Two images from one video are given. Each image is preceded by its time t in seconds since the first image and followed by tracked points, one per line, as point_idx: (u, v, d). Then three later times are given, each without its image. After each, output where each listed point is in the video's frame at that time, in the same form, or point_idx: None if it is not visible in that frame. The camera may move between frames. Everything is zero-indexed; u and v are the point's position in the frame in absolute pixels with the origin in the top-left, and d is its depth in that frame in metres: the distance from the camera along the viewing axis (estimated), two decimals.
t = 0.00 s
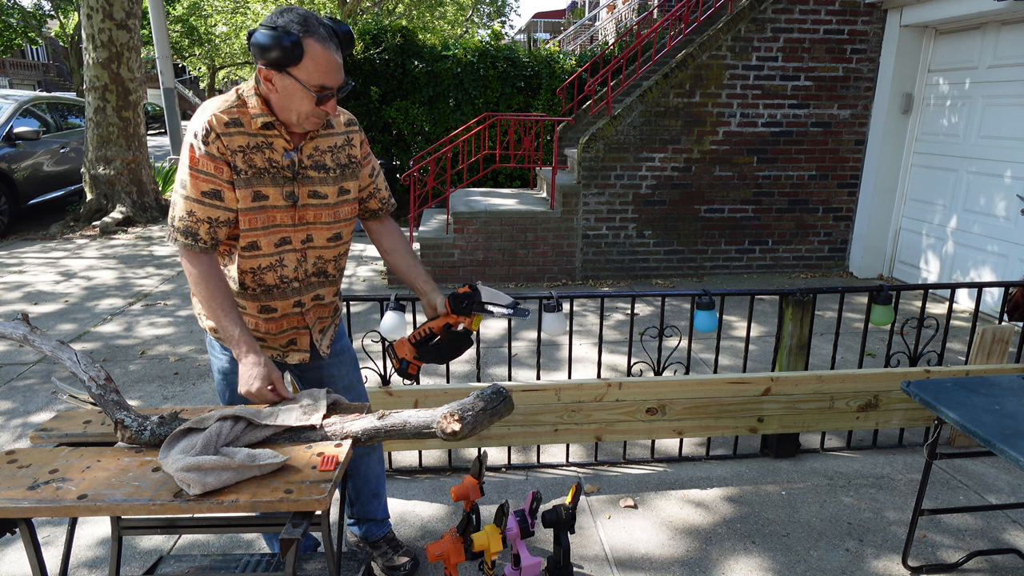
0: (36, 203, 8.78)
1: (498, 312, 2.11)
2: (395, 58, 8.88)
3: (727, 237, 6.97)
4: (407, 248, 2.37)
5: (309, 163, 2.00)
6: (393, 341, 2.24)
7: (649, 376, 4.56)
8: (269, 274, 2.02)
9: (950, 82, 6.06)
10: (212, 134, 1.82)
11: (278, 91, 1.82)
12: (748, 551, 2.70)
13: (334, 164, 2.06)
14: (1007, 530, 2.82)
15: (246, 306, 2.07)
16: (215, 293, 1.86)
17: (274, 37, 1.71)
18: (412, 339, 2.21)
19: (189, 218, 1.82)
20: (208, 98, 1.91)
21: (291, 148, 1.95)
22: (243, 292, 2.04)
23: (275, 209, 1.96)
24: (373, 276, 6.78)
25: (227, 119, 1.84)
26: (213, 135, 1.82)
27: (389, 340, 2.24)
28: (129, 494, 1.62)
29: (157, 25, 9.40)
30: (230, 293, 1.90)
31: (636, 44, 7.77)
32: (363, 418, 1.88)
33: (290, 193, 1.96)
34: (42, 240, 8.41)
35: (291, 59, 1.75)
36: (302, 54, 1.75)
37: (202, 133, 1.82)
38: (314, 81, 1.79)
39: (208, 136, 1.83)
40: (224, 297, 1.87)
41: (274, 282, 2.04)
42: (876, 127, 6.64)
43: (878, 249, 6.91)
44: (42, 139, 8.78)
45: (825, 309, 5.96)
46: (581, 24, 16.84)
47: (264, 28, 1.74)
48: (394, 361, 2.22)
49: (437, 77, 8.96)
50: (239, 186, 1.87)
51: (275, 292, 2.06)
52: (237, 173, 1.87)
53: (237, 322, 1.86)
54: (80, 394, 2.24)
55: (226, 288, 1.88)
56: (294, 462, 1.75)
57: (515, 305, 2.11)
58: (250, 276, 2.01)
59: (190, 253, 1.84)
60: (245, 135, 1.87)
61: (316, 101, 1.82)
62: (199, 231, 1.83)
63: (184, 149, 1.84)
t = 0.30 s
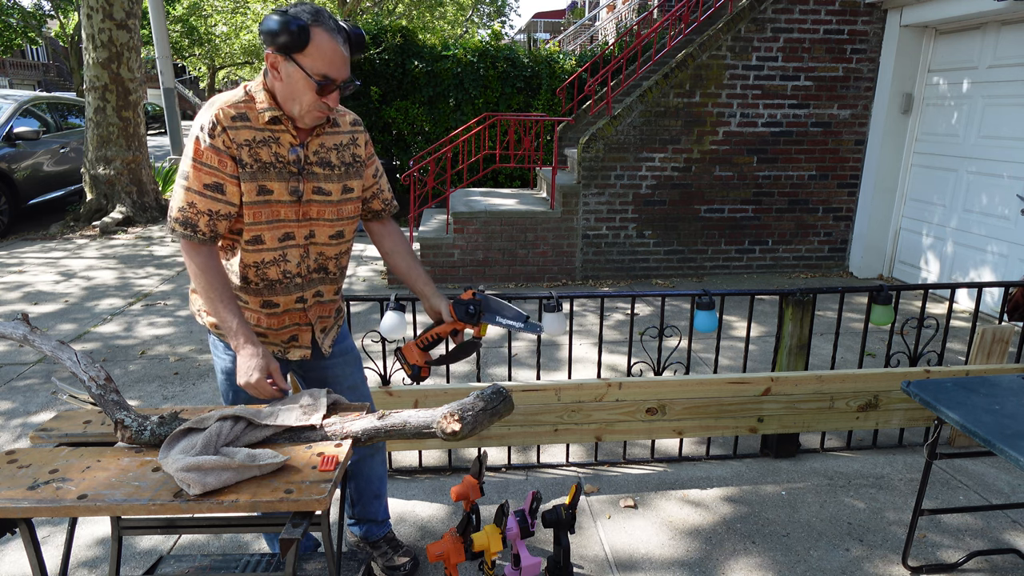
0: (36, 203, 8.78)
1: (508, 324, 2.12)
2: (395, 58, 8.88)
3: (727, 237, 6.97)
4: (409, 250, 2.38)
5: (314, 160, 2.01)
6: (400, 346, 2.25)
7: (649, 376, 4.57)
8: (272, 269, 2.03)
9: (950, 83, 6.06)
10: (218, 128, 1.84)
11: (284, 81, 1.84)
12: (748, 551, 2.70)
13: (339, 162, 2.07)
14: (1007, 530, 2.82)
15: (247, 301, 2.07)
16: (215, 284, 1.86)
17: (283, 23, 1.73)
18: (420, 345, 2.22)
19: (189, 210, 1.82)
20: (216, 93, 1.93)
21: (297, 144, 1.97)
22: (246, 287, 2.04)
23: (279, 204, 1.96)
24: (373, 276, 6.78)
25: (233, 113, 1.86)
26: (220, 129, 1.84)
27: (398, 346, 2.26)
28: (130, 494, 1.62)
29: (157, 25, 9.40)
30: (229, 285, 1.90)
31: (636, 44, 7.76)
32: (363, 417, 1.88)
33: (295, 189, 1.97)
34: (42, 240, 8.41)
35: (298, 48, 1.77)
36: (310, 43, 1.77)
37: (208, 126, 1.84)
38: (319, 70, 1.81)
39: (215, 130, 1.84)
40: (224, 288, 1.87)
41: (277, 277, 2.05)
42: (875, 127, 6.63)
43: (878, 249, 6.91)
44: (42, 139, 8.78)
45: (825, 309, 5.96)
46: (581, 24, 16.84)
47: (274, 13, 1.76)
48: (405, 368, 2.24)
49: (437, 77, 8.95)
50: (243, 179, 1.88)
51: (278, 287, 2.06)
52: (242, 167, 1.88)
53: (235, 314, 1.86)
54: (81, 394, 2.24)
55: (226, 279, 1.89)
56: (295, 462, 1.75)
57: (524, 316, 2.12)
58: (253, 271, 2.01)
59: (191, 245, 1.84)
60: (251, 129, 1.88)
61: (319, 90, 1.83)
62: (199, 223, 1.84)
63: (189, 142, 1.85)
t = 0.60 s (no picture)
0: (36, 203, 8.78)
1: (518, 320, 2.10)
2: (395, 58, 8.87)
3: (727, 237, 6.97)
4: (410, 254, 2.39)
5: (326, 159, 2.02)
6: (404, 350, 2.23)
7: (649, 376, 4.57)
8: (281, 266, 2.02)
9: (950, 82, 6.06)
10: (233, 122, 1.85)
11: (302, 79, 1.86)
12: (748, 551, 2.70)
13: (350, 162, 2.08)
14: (1007, 530, 2.82)
15: (253, 297, 2.07)
16: (219, 280, 1.87)
17: (305, 21, 1.77)
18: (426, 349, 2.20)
19: (199, 202, 1.82)
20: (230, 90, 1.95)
21: (310, 142, 1.98)
22: (253, 282, 2.04)
23: (290, 201, 1.97)
24: (373, 276, 6.78)
25: (248, 109, 1.87)
26: (234, 124, 1.85)
27: (402, 351, 2.23)
28: (130, 494, 1.62)
29: (157, 25, 9.41)
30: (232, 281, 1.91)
31: (636, 44, 7.76)
32: (363, 417, 1.88)
33: (306, 186, 1.98)
34: (42, 240, 8.41)
35: (318, 47, 1.80)
36: (330, 43, 1.81)
37: (223, 120, 1.84)
38: (338, 69, 1.84)
39: (229, 124, 1.85)
40: (227, 285, 1.88)
41: (284, 274, 2.04)
42: (876, 127, 6.63)
43: (878, 249, 6.91)
44: (42, 139, 8.78)
45: (825, 309, 5.96)
46: (581, 24, 16.81)
47: (296, 13, 1.79)
48: (412, 374, 2.21)
49: (437, 77, 8.95)
50: (256, 175, 1.89)
51: (285, 283, 2.06)
52: (255, 163, 1.88)
53: (236, 312, 1.87)
54: (81, 394, 2.24)
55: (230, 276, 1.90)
56: (295, 462, 1.75)
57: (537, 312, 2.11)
58: (262, 266, 2.01)
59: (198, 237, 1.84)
60: (266, 126, 1.89)
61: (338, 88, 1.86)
62: (207, 216, 1.84)
63: (202, 136, 1.86)
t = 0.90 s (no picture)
0: (36, 203, 8.78)
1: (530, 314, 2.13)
2: (395, 58, 8.87)
3: (727, 237, 6.97)
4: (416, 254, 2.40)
5: (341, 159, 2.04)
6: (410, 347, 2.15)
7: (649, 376, 4.57)
8: (294, 262, 2.04)
9: (950, 82, 6.06)
10: (252, 120, 1.87)
11: (325, 82, 1.88)
12: (748, 551, 2.70)
13: (364, 163, 2.10)
14: (1007, 530, 2.82)
15: (265, 293, 2.07)
16: (229, 279, 1.88)
17: (331, 27, 1.79)
18: (434, 344, 2.14)
19: (216, 197, 1.84)
20: (248, 89, 1.96)
21: (327, 142, 2.00)
22: (265, 279, 2.05)
23: (305, 199, 1.98)
24: (373, 276, 6.78)
25: (268, 108, 1.89)
26: (253, 121, 1.87)
27: (408, 349, 2.14)
28: (129, 494, 1.62)
29: (157, 25, 9.41)
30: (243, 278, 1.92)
31: (636, 44, 7.76)
32: (363, 417, 1.88)
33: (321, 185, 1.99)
34: (42, 240, 8.41)
35: (343, 51, 1.83)
36: (355, 47, 1.83)
37: (242, 118, 1.87)
38: (362, 72, 1.87)
39: (248, 121, 1.87)
40: (237, 285, 1.90)
41: (297, 271, 2.05)
42: (876, 127, 6.63)
43: (878, 249, 6.90)
44: (42, 139, 8.79)
45: (825, 309, 5.96)
46: (581, 24, 16.78)
47: (321, 18, 1.82)
48: (418, 369, 2.12)
49: (437, 77, 8.94)
50: (273, 172, 1.91)
51: (297, 280, 2.07)
52: (272, 160, 1.90)
53: (242, 312, 1.88)
54: (81, 394, 2.24)
55: (241, 276, 1.91)
56: (294, 463, 1.75)
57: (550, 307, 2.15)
58: (275, 262, 2.02)
59: (214, 232, 1.85)
60: (284, 125, 1.91)
61: (362, 91, 1.89)
62: (223, 211, 1.85)
63: (220, 132, 1.87)
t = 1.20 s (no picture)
0: (36, 203, 8.77)
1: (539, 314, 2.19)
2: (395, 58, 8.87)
3: (727, 237, 6.97)
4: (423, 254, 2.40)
5: (357, 159, 2.05)
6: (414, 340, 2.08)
7: (649, 376, 4.57)
8: (308, 260, 2.04)
9: (950, 82, 6.07)
10: (271, 119, 1.88)
11: (344, 83, 1.89)
12: (748, 551, 2.70)
13: (378, 163, 2.11)
14: (1007, 530, 2.82)
15: (280, 290, 2.08)
16: (241, 275, 1.88)
17: (352, 28, 1.80)
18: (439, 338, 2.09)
19: (234, 194, 1.85)
20: (267, 88, 1.97)
21: (343, 142, 2.01)
22: (281, 276, 2.05)
23: (321, 198, 1.99)
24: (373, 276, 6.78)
25: (287, 107, 1.90)
26: (272, 121, 1.88)
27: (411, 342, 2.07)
28: (129, 494, 1.62)
29: (157, 25, 9.42)
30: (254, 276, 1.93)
31: (636, 44, 7.76)
32: (363, 417, 1.88)
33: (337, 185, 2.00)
34: (42, 240, 8.40)
35: (364, 53, 1.84)
36: (376, 48, 1.84)
37: (261, 117, 1.88)
38: (381, 73, 1.87)
39: (267, 120, 1.88)
40: (248, 283, 1.90)
41: (311, 268, 2.06)
42: (876, 127, 6.63)
43: (878, 249, 6.90)
44: (42, 139, 8.79)
45: (825, 309, 5.96)
46: (581, 24, 16.76)
47: (343, 19, 1.83)
48: (421, 361, 2.02)
49: (437, 77, 8.94)
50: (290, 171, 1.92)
51: (312, 278, 2.07)
52: (290, 159, 1.91)
53: (249, 308, 1.89)
54: (81, 393, 2.24)
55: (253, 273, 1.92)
56: (295, 462, 1.75)
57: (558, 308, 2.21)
58: (290, 260, 2.03)
59: (230, 229, 1.86)
60: (302, 124, 1.92)
61: (380, 91, 1.90)
62: (241, 208, 1.86)
63: (238, 131, 1.88)
